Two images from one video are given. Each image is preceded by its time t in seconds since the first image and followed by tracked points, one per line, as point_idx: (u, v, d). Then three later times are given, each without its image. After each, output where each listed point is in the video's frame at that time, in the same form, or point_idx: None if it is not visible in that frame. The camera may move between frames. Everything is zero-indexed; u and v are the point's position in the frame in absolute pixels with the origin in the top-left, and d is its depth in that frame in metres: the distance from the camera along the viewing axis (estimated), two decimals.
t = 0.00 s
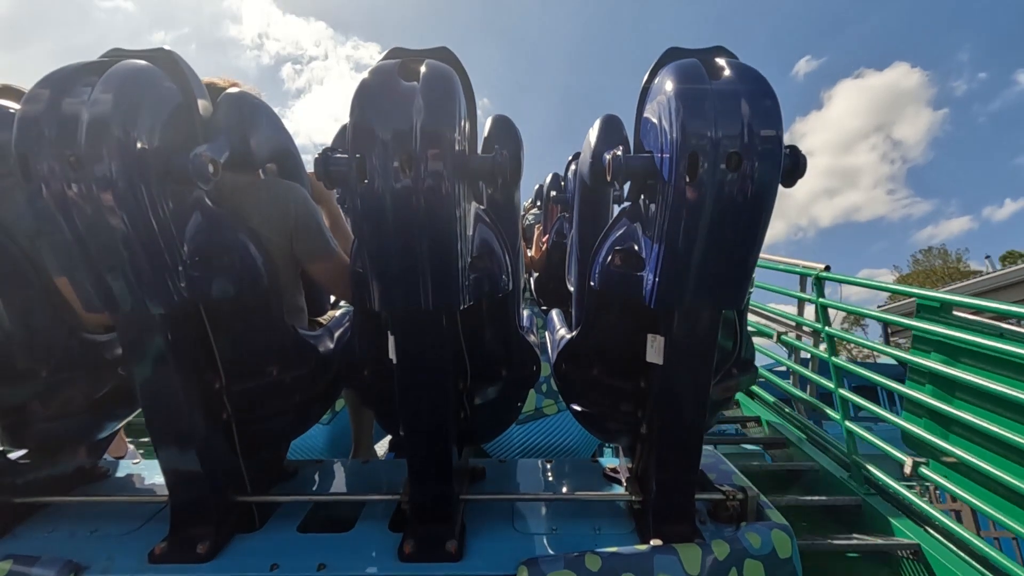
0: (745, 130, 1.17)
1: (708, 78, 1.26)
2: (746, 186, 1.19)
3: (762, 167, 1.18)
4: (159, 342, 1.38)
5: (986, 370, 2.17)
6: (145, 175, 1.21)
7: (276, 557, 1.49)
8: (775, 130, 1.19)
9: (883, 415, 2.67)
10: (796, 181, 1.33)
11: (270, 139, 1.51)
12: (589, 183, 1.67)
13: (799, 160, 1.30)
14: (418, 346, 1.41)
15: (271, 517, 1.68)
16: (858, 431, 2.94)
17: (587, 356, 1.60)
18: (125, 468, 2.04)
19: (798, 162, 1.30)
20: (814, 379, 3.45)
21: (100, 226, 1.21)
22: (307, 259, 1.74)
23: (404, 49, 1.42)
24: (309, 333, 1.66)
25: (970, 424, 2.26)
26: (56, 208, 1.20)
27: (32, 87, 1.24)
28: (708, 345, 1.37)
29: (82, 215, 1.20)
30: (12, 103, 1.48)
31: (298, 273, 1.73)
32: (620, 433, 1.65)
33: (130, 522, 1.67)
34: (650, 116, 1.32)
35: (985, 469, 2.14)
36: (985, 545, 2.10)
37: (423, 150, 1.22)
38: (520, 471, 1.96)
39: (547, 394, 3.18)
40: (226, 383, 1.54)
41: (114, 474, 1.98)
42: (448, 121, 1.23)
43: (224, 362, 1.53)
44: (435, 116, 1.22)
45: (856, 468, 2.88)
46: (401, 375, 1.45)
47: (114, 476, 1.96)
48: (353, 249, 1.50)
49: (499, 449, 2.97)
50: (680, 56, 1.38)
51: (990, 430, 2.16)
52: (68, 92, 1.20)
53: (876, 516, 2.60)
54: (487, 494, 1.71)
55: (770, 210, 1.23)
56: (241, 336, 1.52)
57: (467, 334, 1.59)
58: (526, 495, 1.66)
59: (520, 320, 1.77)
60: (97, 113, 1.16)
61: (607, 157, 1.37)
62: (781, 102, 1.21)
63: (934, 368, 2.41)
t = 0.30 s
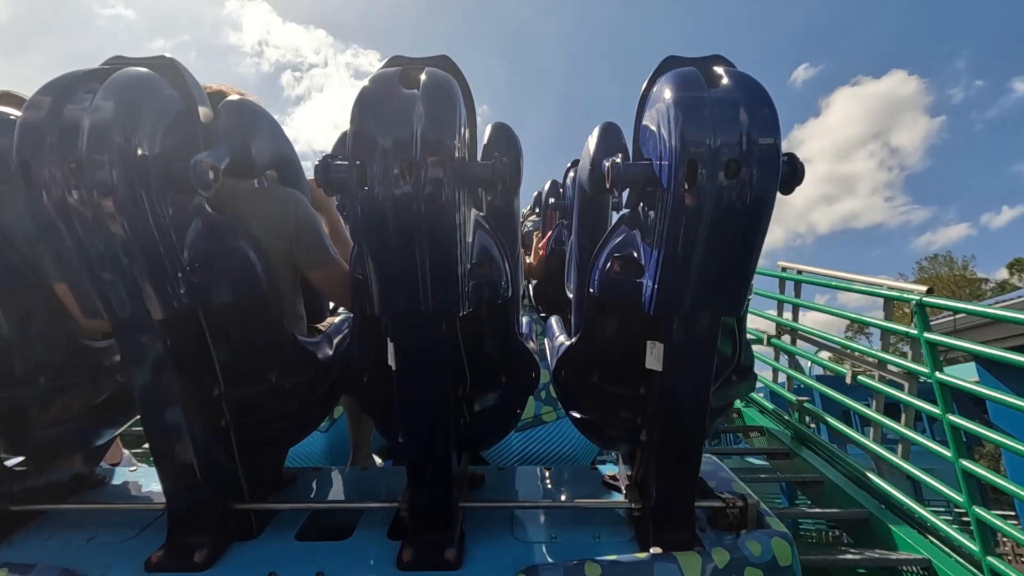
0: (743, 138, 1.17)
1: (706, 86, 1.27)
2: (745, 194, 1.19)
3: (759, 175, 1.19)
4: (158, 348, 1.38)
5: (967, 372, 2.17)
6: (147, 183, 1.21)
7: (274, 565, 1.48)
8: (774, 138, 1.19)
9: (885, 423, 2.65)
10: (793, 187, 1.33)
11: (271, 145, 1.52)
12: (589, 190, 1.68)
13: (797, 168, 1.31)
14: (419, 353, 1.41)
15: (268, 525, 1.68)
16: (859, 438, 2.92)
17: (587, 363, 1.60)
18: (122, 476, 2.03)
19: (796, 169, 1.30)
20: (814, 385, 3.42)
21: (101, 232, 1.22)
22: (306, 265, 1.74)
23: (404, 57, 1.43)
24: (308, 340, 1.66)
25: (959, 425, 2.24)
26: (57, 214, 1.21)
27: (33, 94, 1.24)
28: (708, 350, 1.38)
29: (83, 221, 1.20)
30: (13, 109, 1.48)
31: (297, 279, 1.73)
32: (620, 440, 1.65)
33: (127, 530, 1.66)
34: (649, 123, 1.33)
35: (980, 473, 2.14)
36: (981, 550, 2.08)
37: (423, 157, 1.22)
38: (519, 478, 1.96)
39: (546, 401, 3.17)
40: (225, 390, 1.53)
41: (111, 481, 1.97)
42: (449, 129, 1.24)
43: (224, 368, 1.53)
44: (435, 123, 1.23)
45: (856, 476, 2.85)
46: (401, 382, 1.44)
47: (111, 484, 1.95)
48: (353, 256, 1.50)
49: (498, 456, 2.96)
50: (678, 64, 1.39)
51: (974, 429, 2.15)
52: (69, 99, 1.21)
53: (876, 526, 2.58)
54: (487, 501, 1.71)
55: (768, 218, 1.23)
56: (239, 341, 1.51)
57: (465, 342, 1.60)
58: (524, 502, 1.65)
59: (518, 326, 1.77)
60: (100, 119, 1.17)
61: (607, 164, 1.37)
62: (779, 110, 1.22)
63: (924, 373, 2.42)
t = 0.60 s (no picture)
0: (740, 145, 1.18)
1: (703, 93, 1.27)
2: (743, 201, 1.19)
3: (757, 181, 1.19)
4: (155, 355, 1.37)
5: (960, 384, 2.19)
6: (147, 190, 1.21)
7: (271, 573, 1.47)
8: (771, 145, 1.20)
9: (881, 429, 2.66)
10: (790, 193, 1.34)
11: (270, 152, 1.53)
12: (587, 196, 1.68)
13: (794, 174, 1.31)
14: (418, 360, 1.40)
15: (264, 532, 1.66)
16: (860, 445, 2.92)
17: (586, 369, 1.60)
18: (118, 483, 2.02)
19: (793, 175, 1.31)
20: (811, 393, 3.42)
21: (99, 239, 1.21)
22: (303, 271, 1.74)
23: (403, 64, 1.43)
24: (306, 346, 1.66)
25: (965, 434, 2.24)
26: (55, 220, 1.21)
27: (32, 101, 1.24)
28: (707, 356, 1.38)
29: (81, 227, 1.20)
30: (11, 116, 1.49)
31: (296, 286, 1.74)
32: (619, 446, 1.64)
33: (123, 538, 1.65)
34: (646, 130, 1.33)
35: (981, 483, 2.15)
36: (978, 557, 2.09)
37: (422, 163, 1.22)
38: (518, 485, 1.95)
39: (545, 407, 3.17)
40: (222, 397, 1.53)
41: (107, 489, 1.95)
42: (447, 136, 1.24)
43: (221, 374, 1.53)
44: (433, 130, 1.23)
45: (856, 483, 2.84)
46: (400, 388, 1.44)
47: (107, 491, 1.95)
48: (351, 262, 1.50)
49: (497, 463, 2.95)
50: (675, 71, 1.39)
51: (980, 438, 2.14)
52: (68, 106, 1.21)
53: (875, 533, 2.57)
54: (485, 508, 1.70)
55: (765, 224, 1.23)
56: (237, 347, 1.51)
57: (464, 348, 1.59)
58: (523, 509, 1.65)
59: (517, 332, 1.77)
60: (99, 126, 1.17)
61: (605, 171, 1.37)
62: (776, 116, 1.22)
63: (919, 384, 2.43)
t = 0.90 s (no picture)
0: (737, 151, 1.18)
1: (700, 99, 1.27)
2: (740, 207, 1.19)
3: (754, 188, 1.19)
4: (151, 362, 1.37)
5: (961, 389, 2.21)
6: (144, 197, 1.21)
7: None
8: (768, 151, 1.20)
9: (876, 433, 2.68)
10: (787, 200, 1.34)
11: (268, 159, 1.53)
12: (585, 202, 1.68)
13: (791, 180, 1.31)
14: (415, 367, 1.40)
15: (261, 540, 1.65)
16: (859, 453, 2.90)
17: (585, 376, 1.59)
18: (114, 491, 2.01)
19: (790, 182, 1.31)
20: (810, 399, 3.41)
21: (95, 246, 1.21)
22: (301, 277, 1.74)
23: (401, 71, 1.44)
24: (304, 353, 1.66)
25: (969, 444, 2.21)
26: (52, 227, 1.20)
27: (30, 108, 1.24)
28: (705, 363, 1.38)
29: (78, 235, 1.20)
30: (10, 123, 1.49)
31: (293, 292, 1.73)
32: (617, 453, 1.64)
33: (118, 546, 1.63)
34: (644, 136, 1.33)
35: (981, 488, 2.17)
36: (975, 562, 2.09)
37: (419, 170, 1.22)
38: (516, 492, 1.94)
39: (543, 413, 3.16)
40: (219, 404, 1.52)
41: (103, 497, 1.95)
42: (444, 143, 1.24)
43: (218, 381, 1.52)
44: (430, 137, 1.24)
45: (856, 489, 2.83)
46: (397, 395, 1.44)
47: (103, 499, 1.94)
48: (349, 269, 1.50)
49: (495, 470, 2.94)
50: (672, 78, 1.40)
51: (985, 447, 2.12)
52: (65, 113, 1.21)
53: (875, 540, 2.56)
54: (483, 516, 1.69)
55: (763, 230, 1.23)
56: (234, 354, 1.51)
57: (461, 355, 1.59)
58: (522, 516, 1.64)
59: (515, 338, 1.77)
60: (96, 132, 1.17)
61: (602, 177, 1.37)
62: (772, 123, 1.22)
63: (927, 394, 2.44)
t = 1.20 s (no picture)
0: (734, 157, 1.18)
1: (697, 106, 1.28)
2: (737, 213, 1.19)
3: (751, 195, 1.19)
4: (149, 369, 1.36)
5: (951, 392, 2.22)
6: (143, 203, 1.21)
7: None
8: (765, 158, 1.20)
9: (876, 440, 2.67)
10: (785, 205, 1.34)
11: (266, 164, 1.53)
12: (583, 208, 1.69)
13: (788, 186, 1.31)
14: (411, 373, 1.40)
15: (258, 547, 1.64)
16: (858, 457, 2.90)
17: (583, 381, 1.59)
18: (109, 498, 2.00)
19: (787, 187, 1.31)
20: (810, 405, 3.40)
21: (92, 252, 1.21)
22: (299, 283, 1.74)
23: (399, 77, 1.44)
24: (302, 359, 1.66)
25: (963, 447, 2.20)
26: (48, 234, 1.20)
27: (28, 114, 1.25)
28: (704, 370, 1.38)
29: (76, 241, 1.20)
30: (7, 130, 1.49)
31: (291, 297, 1.73)
32: (616, 459, 1.63)
33: (113, 554, 1.62)
34: (641, 143, 1.34)
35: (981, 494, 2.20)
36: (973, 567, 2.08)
37: (417, 176, 1.22)
38: (515, 498, 1.93)
39: (542, 419, 3.16)
40: (216, 410, 1.52)
41: (98, 505, 1.93)
42: (443, 149, 1.25)
43: (215, 387, 1.52)
44: (429, 142, 1.24)
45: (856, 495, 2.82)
46: (395, 401, 1.43)
47: (98, 507, 1.93)
48: (347, 274, 1.50)
49: (494, 476, 2.93)
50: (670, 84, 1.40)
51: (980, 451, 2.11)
52: (63, 119, 1.21)
53: (876, 546, 2.54)
54: (482, 522, 1.68)
55: (760, 236, 1.23)
56: (233, 359, 1.51)
57: (459, 361, 1.59)
58: (521, 523, 1.63)
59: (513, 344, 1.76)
60: (93, 138, 1.17)
61: (601, 183, 1.37)
62: (769, 129, 1.22)
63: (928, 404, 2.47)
